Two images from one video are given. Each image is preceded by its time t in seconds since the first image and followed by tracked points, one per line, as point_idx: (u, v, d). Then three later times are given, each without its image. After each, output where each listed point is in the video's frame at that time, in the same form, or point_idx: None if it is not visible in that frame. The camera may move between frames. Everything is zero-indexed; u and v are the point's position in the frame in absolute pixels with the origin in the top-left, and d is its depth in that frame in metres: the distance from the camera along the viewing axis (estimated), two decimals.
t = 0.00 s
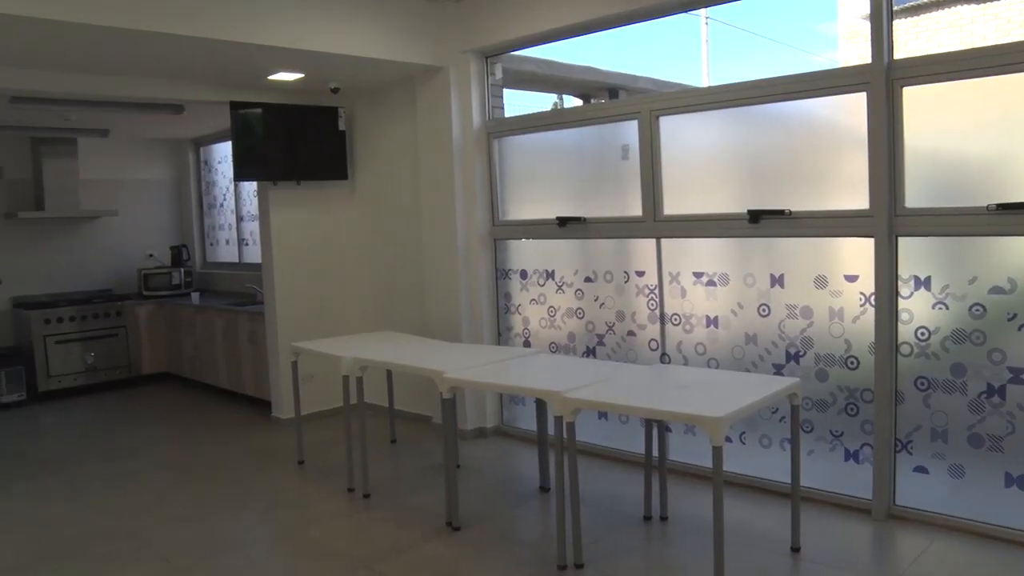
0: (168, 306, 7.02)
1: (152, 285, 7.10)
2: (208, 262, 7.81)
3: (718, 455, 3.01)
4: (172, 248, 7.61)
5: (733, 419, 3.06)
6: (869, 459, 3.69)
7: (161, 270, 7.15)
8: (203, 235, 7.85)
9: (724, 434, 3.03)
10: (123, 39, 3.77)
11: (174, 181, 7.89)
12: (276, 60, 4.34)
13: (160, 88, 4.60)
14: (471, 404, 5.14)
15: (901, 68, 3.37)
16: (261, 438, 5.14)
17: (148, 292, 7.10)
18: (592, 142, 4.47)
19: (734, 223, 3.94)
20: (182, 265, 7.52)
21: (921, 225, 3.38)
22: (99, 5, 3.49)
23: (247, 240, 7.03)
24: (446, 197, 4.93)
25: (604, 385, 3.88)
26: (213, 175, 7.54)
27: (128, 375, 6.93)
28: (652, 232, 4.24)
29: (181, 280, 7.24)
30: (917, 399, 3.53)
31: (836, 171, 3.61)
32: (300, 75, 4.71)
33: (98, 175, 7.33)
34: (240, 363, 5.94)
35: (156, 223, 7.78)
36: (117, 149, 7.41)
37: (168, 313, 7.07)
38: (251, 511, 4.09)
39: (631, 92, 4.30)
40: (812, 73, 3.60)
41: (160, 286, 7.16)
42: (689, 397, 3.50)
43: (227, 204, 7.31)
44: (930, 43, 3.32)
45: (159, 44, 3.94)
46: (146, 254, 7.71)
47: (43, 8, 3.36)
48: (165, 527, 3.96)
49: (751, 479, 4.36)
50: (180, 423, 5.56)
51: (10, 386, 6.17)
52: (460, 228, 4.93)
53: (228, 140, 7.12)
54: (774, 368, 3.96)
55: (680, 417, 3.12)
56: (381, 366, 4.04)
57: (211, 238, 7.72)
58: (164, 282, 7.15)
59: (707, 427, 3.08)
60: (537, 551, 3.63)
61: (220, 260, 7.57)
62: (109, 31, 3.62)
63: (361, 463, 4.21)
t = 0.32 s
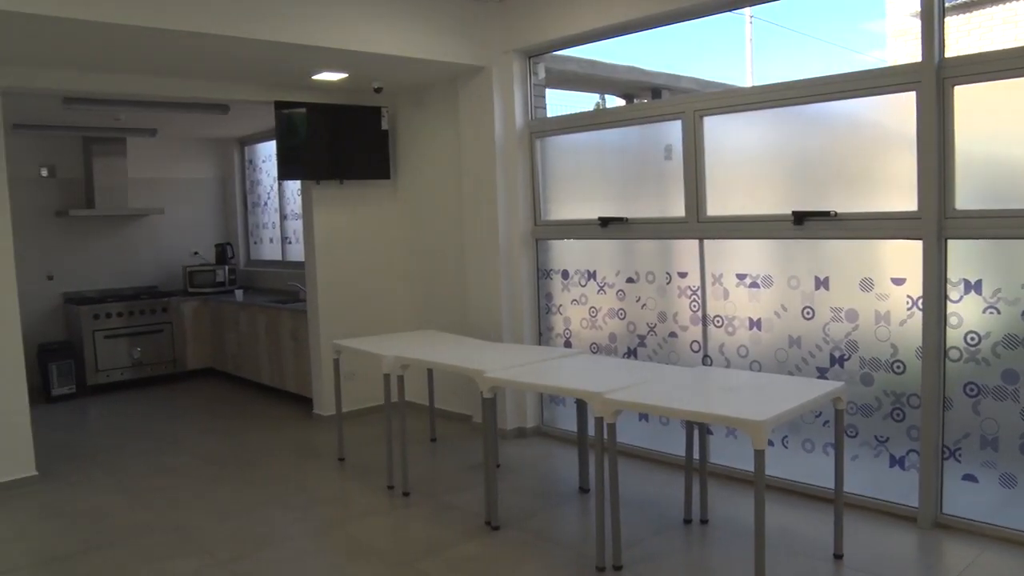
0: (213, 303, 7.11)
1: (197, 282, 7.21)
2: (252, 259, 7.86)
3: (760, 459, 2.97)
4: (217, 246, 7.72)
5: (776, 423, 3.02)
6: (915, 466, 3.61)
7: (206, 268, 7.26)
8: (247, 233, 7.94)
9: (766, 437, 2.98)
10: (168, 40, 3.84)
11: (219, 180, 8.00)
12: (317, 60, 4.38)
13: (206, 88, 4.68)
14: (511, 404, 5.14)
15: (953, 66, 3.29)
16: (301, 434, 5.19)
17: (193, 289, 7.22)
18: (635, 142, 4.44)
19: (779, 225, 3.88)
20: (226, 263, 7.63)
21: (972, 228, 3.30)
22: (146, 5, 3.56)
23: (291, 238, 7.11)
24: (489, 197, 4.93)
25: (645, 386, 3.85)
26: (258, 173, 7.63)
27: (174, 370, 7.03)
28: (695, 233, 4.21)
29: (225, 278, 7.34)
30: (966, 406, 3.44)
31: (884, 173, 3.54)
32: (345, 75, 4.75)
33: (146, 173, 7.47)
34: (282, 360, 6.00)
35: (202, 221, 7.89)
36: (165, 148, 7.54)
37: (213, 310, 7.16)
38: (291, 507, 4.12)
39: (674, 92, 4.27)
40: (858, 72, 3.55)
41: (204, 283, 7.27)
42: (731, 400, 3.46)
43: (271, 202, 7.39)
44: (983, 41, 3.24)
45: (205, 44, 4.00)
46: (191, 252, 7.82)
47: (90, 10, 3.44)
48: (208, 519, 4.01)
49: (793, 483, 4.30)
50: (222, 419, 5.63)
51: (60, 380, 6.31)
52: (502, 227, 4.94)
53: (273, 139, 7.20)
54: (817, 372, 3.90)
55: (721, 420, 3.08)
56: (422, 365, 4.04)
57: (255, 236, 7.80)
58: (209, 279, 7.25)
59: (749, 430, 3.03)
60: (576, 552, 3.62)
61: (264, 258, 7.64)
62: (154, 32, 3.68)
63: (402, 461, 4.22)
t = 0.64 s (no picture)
0: (252, 299, 7.15)
1: (236, 279, 7.30)
2: (291, 257, 7.94)
3: (797, 464, 2.92)
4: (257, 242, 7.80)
5: (814, 428, 2.97)
6: (958, 474, 3.53)
7: (245, 265, 7.36)
8: (286, 232, 8.01)
9: (804, 443, 2.93)
10: (210, 39, 3.90)
11: (260, 178, 8.09)
12: (356, 59, 4.41)
13: (248, 86, 4.74)
14: (548, 404, 5.13)
15: (1003, 66, 3.21)
16: (336, 431, 5.23)
17: (231, 286, 7.28)
18: (674, 142, 4.41)
19: (820, 227, 3.83)
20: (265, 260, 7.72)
21: (1020, 232, 3.22)
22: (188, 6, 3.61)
23: (330, 236, 7.16)
24: (527, 197, 4.93)
25: (684, 388, 3.81)
26: (297, 172, 7.70)
27: (213, 366, 7.10)
28: (735, 236, 4.17)
29: (263, 275, 7.44)
30: (1012, 414, 3.36)
31: (929, 176, 3.47)
32: (384, 74, 4.78)
33: (188, 171, 7.58)
34: (320, 357, 6.05)
35: (243, 219, 7.99)
36: (207, 147, 7.65)
37: (252, 305, 7.20)
38: (326, 502, 4.15)
39: (714, 92, 4.24)
40: (901, 73, 3.49)
41: (243, 280, 7.37)
42: (770, 404, 3.41)
43: (310, 201, 7.46)
44: None
45: (246, 45, 4.05)
46: (232, 249, 7.92)
47: (135, 9, 3.50)
48: (244, 513, 4.06)
49: (831, 489, 4.23)
50: (259, 414, 5.70)
51: (103, 373, 6.44)
52: (541, 227, 4.93)
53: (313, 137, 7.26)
54: (858, 376, 3.84)
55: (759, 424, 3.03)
56: (458, 363, 4.05)
57: (294, 235, 7.87)
58: (248, 276, 7.36)
59: (787, 435, 2.99)
60: (611, 553, 3.60)
61: (302, 256, 7.71)
62: (196, 31, 3.74)
63: (437, 459, 4.23)
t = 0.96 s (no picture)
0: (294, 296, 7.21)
1: (277, 275, 7.34)
2: (331, 255, 8.02)
3: (840, 470, 2.86)
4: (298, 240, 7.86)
5: (858, 434, 2.90)
6: (1006, 484, 3.46)
7: (286, 261, 7.38)
8: (328, 229, 8.07)
9: (848, 449, 2.87)
10: (252, 39, 3.95)
11: (302, 176, 8.16)
12: (396, 59, 4.43)
13: (292, 85, 4.80)
14: (586, 404, 5.12)
15: None
16: (374, 428, 5.25)
17: (273, 283, 7.34)
18: (717, 143, 4.38)
19: (864, 231, 3.75)
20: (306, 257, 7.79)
21: None
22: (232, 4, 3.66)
23: (370, 234, 7.22)
24: (568, 196, 4.92)
25: (726, 390, 3.77)
26: (338, 170, 7.76)
27: (254, 361, 7.20)
28: (777, 239, 4.11)
29: (305, 272, 7.45)
30: None
31: (977, 179, 3.38)
32: (427, 73, 4.80)
33: (230, 169, 7.69)
34: (359, 354, 6.10)
35: (285, 215, 8.06)
36: (250, 145, 7.75)
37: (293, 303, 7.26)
38: (364, 498, 4.17)
39: (758, 93, 4.19)
40: (951, 74, 3.41)
41: (284, 277, 7.40)
42: (813, 408, 3.35)
43: (351, 199, 7.52)
44: None
45: (290, 44, 4.09)
46: (273, 246, 8.00)
47: (179, 10, 3.56)
48: (283, 506, 4.10)
49: (873, 496, 4.14)
50: (297, 409, 5.75)
51: (147, 366, 6.57)
52: (582, 228, 4.92)
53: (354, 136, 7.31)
54: (902, 382, 3.76)
55: (802, 429, 2.97)
56: (498, 363, 4.06)
57: (335, 232, 7.94)
58: (289, 273, 7.38)
59: (830, 440, 2.93)
60: (649, 555, 3.57)
61: (343, 253, 7.77)
62: (239, 31, 3.79)
63: (475, 458, 4.23)
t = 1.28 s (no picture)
0: (330, 292, 7.29)
1: (313, 272, 7.45)
2: (367, 252, 8.08)
3: (877, 475, 2.81)
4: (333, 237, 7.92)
5: (895, 438, 2.85)
6: None
7: (322, 259, 7.50)
8: (363, 225, 8.15)
9: (885, 453, 2.83)
10: (290, 38, 3.99)
11: (338, 174, 8.22)
12: (432, 57, 4.44)
13: (330, 84, 4.85)
14: (619, 404, 5.11)
15: None
16: (406, 424, 5.28)
17: (308, 279, 7.45)
18: (754, 143, 4.34)
19: (903, 233, 3.68)
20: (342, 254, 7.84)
21: None
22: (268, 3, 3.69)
23: (406, 233, 7.26)
24: (603, 196, 4.91)
25: (762, 391, 3.73)
26: (374, 168, 7.81)
27: (290, 357, 7.25)
28: (815, 240, 4.06)
29: (340, 269, 7.56)
30: None
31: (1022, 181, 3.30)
32: (463, 72, 4.80)
33: (267, 167, 7.76)
34: (393, 351, 6.13)
35: (322, 212, 8.12)
36: (286, 142, 7.82)
37: (328, 299, 7.33)
38: (397, 495, 4.19)
39: (796, 93, 4.15)
40: (994, 74, 3.33)
41: (319, 273, 7.50)
42: (849, 411, 3.30)
43: (387, 197, 7.57)
44: None
45: (325, 43, 4.12)
46: (309, 243, 8.06)
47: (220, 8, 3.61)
48: (317, 501, 4.13)
49: (910, 502, 4.08)
50: (330, 406, 5.80)
51: (183, 361, 6.66)
52: (618, 228, 4.91)
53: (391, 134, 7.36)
54: (941, 387, 3.69)
55: (836, 432, 2.91)
56: (532, 362, 4.06)
57: (371, 230, 7.99)
58: (324, 270, 7.49)
59: (867, 444, 2.88)
60: (682, 557, 3.55)
61: (378, 251, 7.83)
62: (277, 30, 3.83)
63: (509, 457, 4.24)
